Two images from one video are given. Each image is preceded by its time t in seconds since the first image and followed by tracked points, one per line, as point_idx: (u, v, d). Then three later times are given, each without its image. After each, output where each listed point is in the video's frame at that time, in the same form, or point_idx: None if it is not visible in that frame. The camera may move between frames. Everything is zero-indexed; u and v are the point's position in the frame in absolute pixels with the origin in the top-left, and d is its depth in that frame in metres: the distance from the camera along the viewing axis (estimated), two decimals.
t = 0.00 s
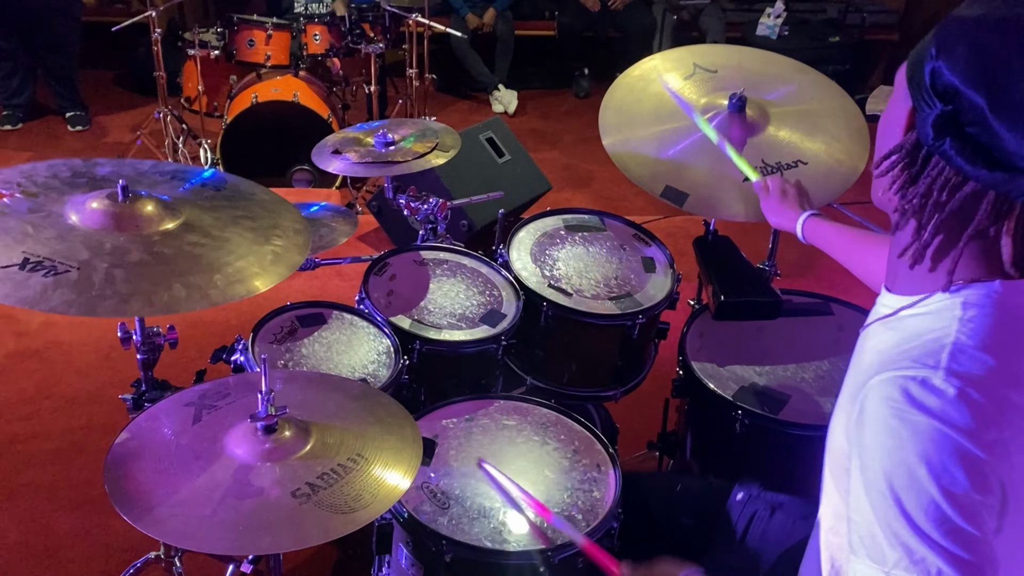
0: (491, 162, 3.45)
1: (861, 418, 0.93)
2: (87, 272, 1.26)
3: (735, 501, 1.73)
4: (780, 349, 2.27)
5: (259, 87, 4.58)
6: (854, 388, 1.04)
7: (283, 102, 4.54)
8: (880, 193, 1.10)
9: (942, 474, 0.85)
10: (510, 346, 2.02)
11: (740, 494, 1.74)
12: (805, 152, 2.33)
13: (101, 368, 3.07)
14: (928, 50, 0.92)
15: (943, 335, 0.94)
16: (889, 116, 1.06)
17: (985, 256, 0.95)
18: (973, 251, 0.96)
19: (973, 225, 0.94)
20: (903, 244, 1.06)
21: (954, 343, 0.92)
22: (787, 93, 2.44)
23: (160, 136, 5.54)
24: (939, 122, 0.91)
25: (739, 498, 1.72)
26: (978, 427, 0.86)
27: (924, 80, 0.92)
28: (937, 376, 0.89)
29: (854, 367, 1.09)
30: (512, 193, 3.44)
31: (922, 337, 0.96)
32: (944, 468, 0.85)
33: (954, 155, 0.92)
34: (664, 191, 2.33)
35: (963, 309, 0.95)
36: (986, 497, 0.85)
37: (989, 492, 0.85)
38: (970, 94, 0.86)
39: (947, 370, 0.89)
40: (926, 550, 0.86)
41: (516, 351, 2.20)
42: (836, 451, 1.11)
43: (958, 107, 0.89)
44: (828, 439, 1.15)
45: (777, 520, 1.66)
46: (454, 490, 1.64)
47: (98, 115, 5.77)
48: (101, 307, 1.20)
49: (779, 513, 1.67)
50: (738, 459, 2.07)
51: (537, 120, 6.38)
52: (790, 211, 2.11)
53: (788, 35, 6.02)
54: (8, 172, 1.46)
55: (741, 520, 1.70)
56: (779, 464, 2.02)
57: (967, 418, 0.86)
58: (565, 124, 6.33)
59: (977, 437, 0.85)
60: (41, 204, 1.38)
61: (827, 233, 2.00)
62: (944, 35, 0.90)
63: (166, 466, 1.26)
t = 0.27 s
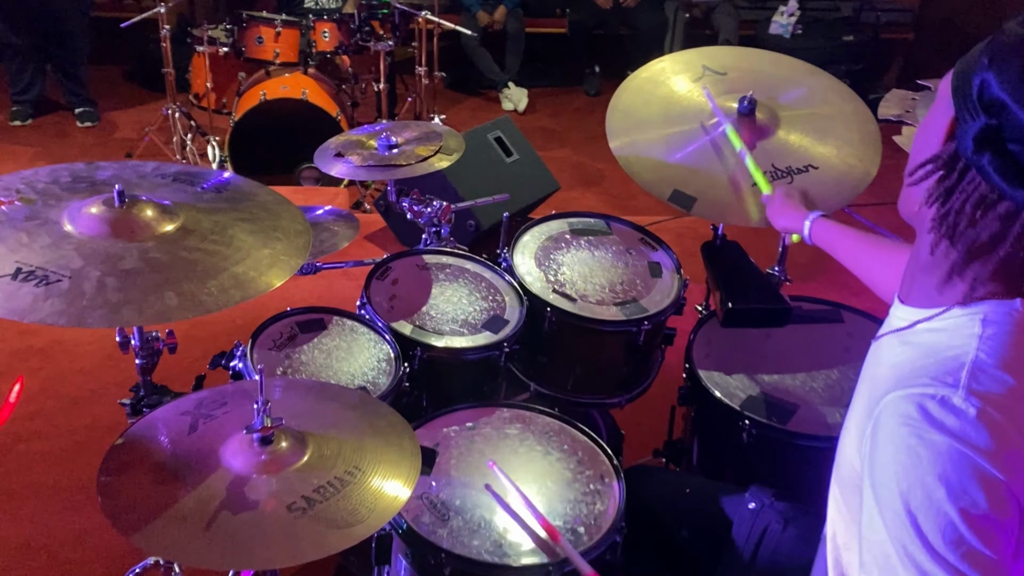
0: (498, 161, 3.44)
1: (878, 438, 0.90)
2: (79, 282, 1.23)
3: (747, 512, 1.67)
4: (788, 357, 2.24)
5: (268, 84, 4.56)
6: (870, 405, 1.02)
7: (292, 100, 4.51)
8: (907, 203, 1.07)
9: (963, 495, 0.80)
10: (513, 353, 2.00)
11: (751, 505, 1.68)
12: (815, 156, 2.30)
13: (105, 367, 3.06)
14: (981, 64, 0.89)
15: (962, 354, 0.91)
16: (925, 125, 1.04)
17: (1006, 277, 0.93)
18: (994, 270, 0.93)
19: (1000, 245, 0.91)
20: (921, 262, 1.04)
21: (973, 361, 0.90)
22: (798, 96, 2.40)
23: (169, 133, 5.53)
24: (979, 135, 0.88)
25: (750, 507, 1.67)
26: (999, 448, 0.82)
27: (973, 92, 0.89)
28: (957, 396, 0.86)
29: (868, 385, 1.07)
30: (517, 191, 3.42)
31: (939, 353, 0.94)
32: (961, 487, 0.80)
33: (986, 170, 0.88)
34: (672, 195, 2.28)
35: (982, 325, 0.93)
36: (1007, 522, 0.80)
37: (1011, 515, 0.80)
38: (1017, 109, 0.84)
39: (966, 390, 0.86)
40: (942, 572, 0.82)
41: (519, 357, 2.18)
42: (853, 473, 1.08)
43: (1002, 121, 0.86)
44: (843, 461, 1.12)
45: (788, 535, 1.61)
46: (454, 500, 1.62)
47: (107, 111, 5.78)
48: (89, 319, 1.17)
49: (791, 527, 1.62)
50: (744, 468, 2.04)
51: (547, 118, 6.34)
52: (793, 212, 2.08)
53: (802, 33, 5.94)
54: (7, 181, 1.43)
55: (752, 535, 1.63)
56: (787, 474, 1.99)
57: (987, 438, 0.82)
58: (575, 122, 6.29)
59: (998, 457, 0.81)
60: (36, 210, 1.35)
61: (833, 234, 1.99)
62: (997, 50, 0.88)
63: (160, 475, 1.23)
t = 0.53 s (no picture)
0: (513, 164, 3.41)
1: (890, 474, 0.83)
2: (68, 289, 1.21)
3: (747, 532, 1.68)
4: (800, 369, 2.19)
5: (285, 84, 4.52)
6: (883, 435, 0.96)
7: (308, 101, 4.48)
8: (896, 225, 0.98)
9: (982, 537, 0.74)
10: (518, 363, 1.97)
11: (753, 524, 1.70)
12: (828, 164, 2.25)
13: (116, 367, 3.07)
14: (986, 81, 0.81)
15: (978, 384, 0.85)
16: (907, 146, 0.94)
17: (1023, 305, 0.87)
18: None
19: None
20: (940, 298, 0.95)
21: (989, 392, 0.83)
22: (813, 102, 2.35)
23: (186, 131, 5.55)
24: (1004, 169, 0.78)
25: (752, 529, 1.68)
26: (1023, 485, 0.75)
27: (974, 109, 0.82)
28: (972, 429, 0.79)
29: (883, 415, 1.01)
30: (530, 194, 3.39)
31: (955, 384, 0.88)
32: (984, 530, 0.74)
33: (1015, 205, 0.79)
34: (682, 203, 2.23)
35: (999, 355, 0.86)
36: None
37: None
38: None
39: (983, 422, 0.80)
40: None
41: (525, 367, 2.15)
42: (863, 504, 1.02)
43: None
44: (855, 492, 1.06)
45: (791, 555, 1.62)
46: (454, 516, 1.59)
47: (126, 110, 5.82)
48: (75, 328, 1.15)
49: (793, 546, 1.63)
50: (753, 483, 2.00)
51: (565, 118, 6.29)
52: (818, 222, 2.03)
53: (823, 32, 5.81)
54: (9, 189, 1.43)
55: (754, 553, 1.63)
56: (794, 490, 1.95)
57: (1009, 475, 0.75)
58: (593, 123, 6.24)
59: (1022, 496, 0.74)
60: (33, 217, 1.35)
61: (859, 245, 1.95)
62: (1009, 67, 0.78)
63: (152, 491, 1.22)
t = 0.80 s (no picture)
0: (523, 162, 3.36)
1: (885, 482, 0.85)
2: (52, 297, 1.21)
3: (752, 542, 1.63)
4: (808, 375, 2.14)
5: (297, 82, 4.51)
6: (880, 443, 0.97)
7: (320, 98, 4.45)
8: (890, 233, 1.04)
9: (973, 551, 0.76)
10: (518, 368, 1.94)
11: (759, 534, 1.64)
12: (838, 166, 2.20)
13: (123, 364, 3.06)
14: (993, 83, 0.86)
15: (977, 392, 0.86)
16: (892, 155, 1.01)
17: None
18: None
19: None
20: (946, 293, 0.99)
21: (986, 401, 0.84)
22: (824, 102, 2.30)
23: (199, 127, 5.55)
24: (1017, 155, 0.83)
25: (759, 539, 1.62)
26: (1015, 499, 0.76)
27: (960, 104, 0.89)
28: (966, 439, 0.81)
29: (881, 422, 1.03)
30: (539, 192, 3.35)
31: (954, 390, 0.89)
32: (974, 543, 0.76)
33: None
34: (688, 205, 2.18)
35: (999, 364, 0.87)
36: None
37: None
38: None
39: (977, 433, 0.81)
40: None
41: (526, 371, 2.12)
42: (859, 510, 1.04)
43: None
44: (853, 499, 1.07)
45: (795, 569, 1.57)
46: (449, 524, 1.56)
47: (140, 105, 5.83)
48: (57, 338, 1.15)
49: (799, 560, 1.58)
50: (758, 492, 1.96)
51: (579, 115, 6.25)
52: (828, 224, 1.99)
53: (840, 30, 5.70)
54: None
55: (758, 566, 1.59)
56: (799, 499, 1.90)
57: (1001, 488, 0.76)
58: (607, 120, 6.19)
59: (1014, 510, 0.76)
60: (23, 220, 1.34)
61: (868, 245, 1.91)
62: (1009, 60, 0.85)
63: (138, 499, 1.21)
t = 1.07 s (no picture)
0: (533, 159, 3.29)
1: (880, 489, 0.81)
2: (36, 297, 1.20)
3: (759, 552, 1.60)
4: (816, 380, 2.09)
5: (308, 78, 4.49)
6: (878, 454, 0.93)
7: (331, 93, 4.42)
8: (914, 245, 0.97)
9: (968, 561, 0.72)
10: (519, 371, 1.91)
11: (765, 543, 1.60)
12: (848, 166, 2.15)
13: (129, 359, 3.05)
14: None
15: (976, 401, 0.83)
16: (920, 164, 0.93)
17: None
18: None
19: None
20: (965, 312, 0.93)
21: (985, 409, 0.81)
22: (834, 100, 2.25)
23: (210, 122, 5.55)
24: None
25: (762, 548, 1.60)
26: (1012, 508, 0.72)
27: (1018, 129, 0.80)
28: (962, 445, 0.77)
29: (881, 435, 0.98)
30: (552, 189, 3.27)
31: (955, 400, 0.86)
32: (971, 554, 0.72)
33: None
34: (694, 204, 2.14)
35: (1001, 374, 0.84)
36: None
37: None
38: None
39: (974, 438, 0.77)
40: None
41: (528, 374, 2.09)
42: (858, 528, 0.99)
43: None
44: (853, 517, 1.02)
45: None
46: (445, 532, 1.53)
47: (153, 101, 5.85)
48: (39, 339, 1.14)
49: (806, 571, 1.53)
50: (763, 499, 1.92)
51: (593, 112, 6.18)
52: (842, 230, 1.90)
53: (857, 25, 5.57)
54: None
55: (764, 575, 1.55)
56: (806, 507, 1.85)
57: (998, 496, 0.73)
58: (621, 117, 6.12)
59: (1012, 519, 0.72)
60: (14, 220, 1.34)
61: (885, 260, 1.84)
62: None
63: (124, 505, 1.19)
